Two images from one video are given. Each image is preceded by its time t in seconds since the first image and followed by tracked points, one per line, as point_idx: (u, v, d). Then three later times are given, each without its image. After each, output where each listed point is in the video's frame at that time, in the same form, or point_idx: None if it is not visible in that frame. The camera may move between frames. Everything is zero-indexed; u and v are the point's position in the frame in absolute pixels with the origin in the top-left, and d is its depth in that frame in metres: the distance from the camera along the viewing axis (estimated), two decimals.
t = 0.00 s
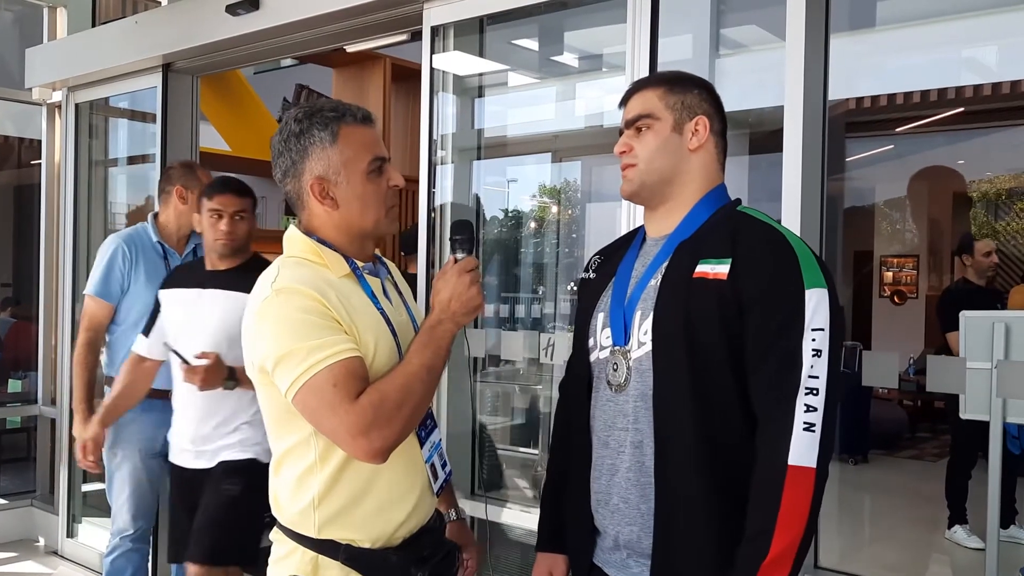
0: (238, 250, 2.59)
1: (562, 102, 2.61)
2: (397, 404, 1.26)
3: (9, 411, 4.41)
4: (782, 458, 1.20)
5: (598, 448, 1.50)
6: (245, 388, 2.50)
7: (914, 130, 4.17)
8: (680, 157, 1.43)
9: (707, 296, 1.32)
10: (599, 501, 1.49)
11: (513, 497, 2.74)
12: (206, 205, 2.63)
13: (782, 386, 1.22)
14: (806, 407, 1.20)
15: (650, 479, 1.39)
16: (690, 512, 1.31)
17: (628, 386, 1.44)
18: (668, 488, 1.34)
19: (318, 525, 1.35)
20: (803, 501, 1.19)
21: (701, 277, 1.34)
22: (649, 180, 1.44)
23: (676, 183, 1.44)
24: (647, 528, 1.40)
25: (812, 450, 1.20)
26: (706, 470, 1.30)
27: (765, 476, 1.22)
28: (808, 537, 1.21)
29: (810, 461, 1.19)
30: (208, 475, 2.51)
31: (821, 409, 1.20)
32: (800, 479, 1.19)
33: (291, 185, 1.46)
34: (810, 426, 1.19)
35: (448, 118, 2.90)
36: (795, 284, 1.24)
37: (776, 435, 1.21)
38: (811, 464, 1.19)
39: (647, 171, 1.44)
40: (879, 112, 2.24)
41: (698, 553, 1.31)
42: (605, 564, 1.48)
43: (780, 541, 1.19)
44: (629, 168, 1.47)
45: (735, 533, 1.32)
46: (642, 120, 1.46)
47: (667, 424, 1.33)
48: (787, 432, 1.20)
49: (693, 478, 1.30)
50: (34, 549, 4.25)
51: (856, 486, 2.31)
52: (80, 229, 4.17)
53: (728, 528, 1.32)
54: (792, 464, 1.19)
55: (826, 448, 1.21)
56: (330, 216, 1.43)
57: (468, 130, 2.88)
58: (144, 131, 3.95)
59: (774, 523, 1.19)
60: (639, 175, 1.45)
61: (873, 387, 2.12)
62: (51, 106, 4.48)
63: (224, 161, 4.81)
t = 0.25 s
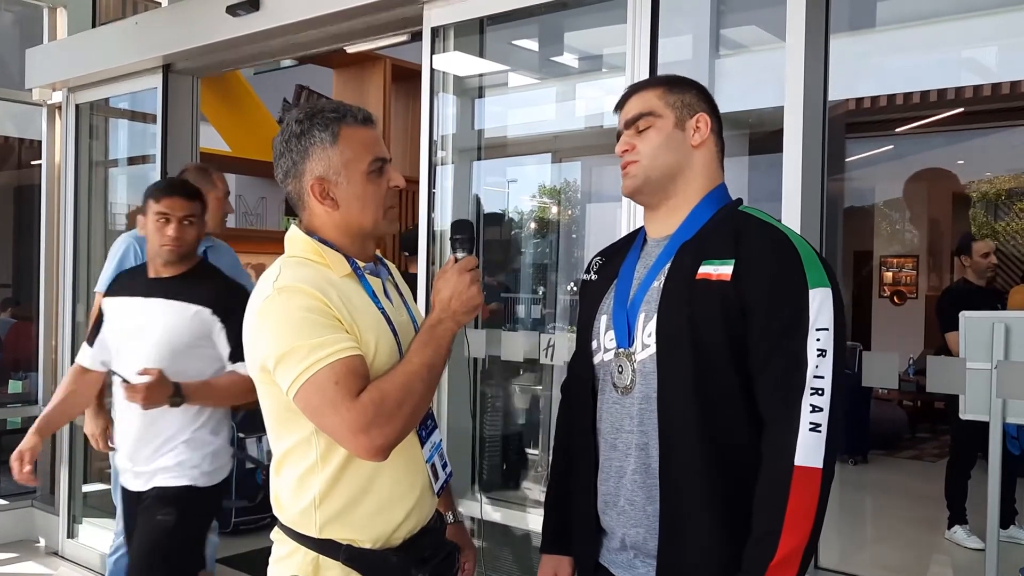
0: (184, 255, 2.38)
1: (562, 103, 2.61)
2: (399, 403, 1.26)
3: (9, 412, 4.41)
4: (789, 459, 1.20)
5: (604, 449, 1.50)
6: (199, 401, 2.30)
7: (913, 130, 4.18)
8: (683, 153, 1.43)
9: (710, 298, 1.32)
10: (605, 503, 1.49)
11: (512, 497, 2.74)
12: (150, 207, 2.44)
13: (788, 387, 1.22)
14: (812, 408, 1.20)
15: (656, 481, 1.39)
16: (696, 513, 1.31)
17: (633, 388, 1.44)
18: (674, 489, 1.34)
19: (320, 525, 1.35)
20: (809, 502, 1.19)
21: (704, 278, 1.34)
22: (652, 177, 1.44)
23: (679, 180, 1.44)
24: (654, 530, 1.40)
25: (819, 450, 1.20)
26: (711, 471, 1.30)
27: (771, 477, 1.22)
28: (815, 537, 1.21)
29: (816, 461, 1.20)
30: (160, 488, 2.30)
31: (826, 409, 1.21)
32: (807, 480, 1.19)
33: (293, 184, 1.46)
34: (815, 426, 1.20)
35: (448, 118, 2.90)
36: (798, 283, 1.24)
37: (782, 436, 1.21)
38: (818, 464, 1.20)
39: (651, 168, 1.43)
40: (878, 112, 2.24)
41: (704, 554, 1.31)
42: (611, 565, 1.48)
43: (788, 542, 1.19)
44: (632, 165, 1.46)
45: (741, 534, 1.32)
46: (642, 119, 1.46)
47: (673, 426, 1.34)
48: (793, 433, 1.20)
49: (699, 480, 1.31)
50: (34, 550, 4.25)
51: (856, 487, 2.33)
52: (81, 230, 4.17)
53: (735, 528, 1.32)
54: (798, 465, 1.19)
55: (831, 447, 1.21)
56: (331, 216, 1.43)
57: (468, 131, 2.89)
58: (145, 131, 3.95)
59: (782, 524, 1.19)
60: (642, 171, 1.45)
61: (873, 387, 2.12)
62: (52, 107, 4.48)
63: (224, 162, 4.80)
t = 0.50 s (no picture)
0: (99, 239, 1.76)
1: (562, 103, 2.61)
2: (401, 400, 1.26)
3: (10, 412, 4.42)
4: (791, 458, 1.20)
5: (608, 450, 1.50)
6: (92, 397, 1.68)
7: (915, 130, 4.18)
8: (682, 155, 1.43)
9: (714, 297, 1.32)
10: (609, 503, 1.49)
11: (513, 497, 2.74)
12: (58, 186, 1.74)
13: (792, 386, 1.22)
14: (814, 407, 1.20)
15: (659, 480, 1.39)
16: (699, 513, 1.31)
17: (637, 388, 1.44)
18: (677, 488, 1.34)
19: (322, 523, 1.35)
20: (811, 501, 1.19)
21: (707, 278, 1.34)
22: (652, 180, 1.44)
23: (679, 182, 1.44)
24: (657, 530, 1.40)
25: (821, 449, 1.20)
26: (715, 471, 1.30)
27: (774, 476, 1.22)
28: (818, 537, 1.21)
29: (819, 460, 1.19)
30: (37, 493, 1.76)
31: (829, 409, 1.21)
32: (810, 479, 1.19)
33: (296, 185, 1.46)
34: (818, 425, 1.20)
35: (449, 119, 2.90)
36: (801, 282, 1.24)
37: (785, 435, 1.21)
38: (820, 464, 1.19)
39: (650, 171, 1.43)
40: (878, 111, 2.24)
41: (707, 554, 1.30)
42: (615, 565, 1.48)
43: (790, 542, 1.19)
44: (632, 168, 1.47)
45: (744, 535, 1.32)
46: (641, 121, 1.46)
47: (676, 425, 1.33)
48: (796, 432, 1.20)
49: (703, 480, 1.30)
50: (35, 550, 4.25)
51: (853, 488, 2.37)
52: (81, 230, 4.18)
53: (738, 528, 1.32)
54: (801, 464, 1.19)
55: (834, 447, 1.21)
56: (334, 216, 1.43)
57: (469, 131, 2.89)
58: (145, 131, 3.95)
59: (784, 523, 1.19)
60: (642, 175, 1.45)
61: (874, 387, 2.10)
62: (52, 107, 4.49)
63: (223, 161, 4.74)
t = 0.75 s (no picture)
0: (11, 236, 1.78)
1: (563, 103, 2.61)
2: (401, 397, 1.25)
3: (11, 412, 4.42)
4: (788, 458, 1.20)
5: (609, 449, 1.50)
6: None
7: (914, 129, 4.18)
8: (683, 157, 1.43)
9: (714, 297, 1.32)
10: (610, 502, 1.50)
11: (513, 497, 2.76)
12: None
13: (791, 387, 1.22)
14: (813, 407, 1.20)
15: (658, 480, 1.39)
16: (698, 513, 1.31)
17: (638, 388, 1.44)
18: (676, 488, 1.34)
19: (324, 521, 1.35)
20: (808, 502, 1.19)
21: (707, 277, 1.34)
22: (653, 183, 1.45)
23: (680, 184, 1.45)
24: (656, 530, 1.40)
25: (819, 450, 1.20)
26: (715, 471, 1.30)
27: (771, 476, 1.22)
28: (815, 537, 1.21)
29: (817, 460, 1.19)
30: None
31: (827, 409, 1.20)
32: (807, 480, 1.19)
33: (296, 186, 1.46)
34: (816, 425, 1.20)
35: (449, 118, 2.90)
36: (800, 282, 1.24)
37: (782, 435, 1.21)
38: (818, 464, 1.19)
39: (651, 174, 1.44)
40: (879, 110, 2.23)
41: (705, 553, 1.31)
42: (615, 564, 1.48)
43: (786, 542, 1.19)
44: (633, 171, 1.47)
45: (744, 535, 1.32)
46: (642, 122, 1.46)
47: (676, 425, 1.34)
48: (795, 432, 1.20)
49: (702, 480, 1.31)
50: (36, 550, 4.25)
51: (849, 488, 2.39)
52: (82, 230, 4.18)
53: (737, 528, 1.32)
54: (799, 464, 1.19)
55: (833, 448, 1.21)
56: (335, 218, 1.44)
57: (469, 131, 2.89)
58: (146, 131, 3.96)
59: (780, 523, 1.19)
60: (643, 178, 1.45)
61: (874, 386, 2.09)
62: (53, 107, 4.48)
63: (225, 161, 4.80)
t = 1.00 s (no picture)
0: None
1: (563, 101, 2.62)
2: (402, 400, 1.25)
3: (12, 411, 4.43)
4: (788, 459, 1.20)
5: (611, 449, 1.50)
6: None
7: (916, 128, 4.18)
8: (686, 157, 1.43)
9: (714, 297, 1.32)
10: (612, 502, 1.50)
11: (514, 496, 2.76)
12: None
13: (791, 388, 1.22)
14: (811, 409, 1.20)
15: (659, 481, 1.39)
16: (699, 513, 1.31)
17: (639, 388, 1.44)
18: (677, 487, 1.34)
19: (326, 521, 1.35)
20: (807, 503, 1.19)
21: (707, 277, 1.34)
22: (656, 183, 1.45)
23: (683, 183, 1.45)
24: (658, 530, 1.40)
25: (819, 451, 1.20)
26: (715, 471, 1.31)
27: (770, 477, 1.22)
28: (814, 538, 1.21)
29: (816, 461, 1.19)
30: None
31: (827, 410, 1.20)
32: (806, 481, 1.19)
33: (297, 188, 1.46)
34: (815, 427, 1.19)
35: (450, 117, 2.90)
36: (800, 283, 1.24)
37: (782, 436, 1.21)
38: (818, 465, 1.19)
39: (654, 174, 1.44)
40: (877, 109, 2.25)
41: (706, 553, 1.31)
42: (618, 563, 1.48)
43: (785, 545, 1.19)
44: (636, 170, 1.47)
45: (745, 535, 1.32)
46: (646, 120, 1.46)
47: (677, 425, 1.34)
48: (794, 433, 1.20)
49: (703, 479, 1.31)
50: (37, 548, 4.26)
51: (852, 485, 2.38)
52: (82, 229, 4.18)
53: (738, 527, 1.32)
54: (797, 466, 1.19)
55: (833, 448, 1.21)
56: (335, 220, 1.44)
57: (470, 129, 2.89)
58: (147, 130, 3.96)
59: (778, 525, 1.19)
60: (645, 178, 1.46)
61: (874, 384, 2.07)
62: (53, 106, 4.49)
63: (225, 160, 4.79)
